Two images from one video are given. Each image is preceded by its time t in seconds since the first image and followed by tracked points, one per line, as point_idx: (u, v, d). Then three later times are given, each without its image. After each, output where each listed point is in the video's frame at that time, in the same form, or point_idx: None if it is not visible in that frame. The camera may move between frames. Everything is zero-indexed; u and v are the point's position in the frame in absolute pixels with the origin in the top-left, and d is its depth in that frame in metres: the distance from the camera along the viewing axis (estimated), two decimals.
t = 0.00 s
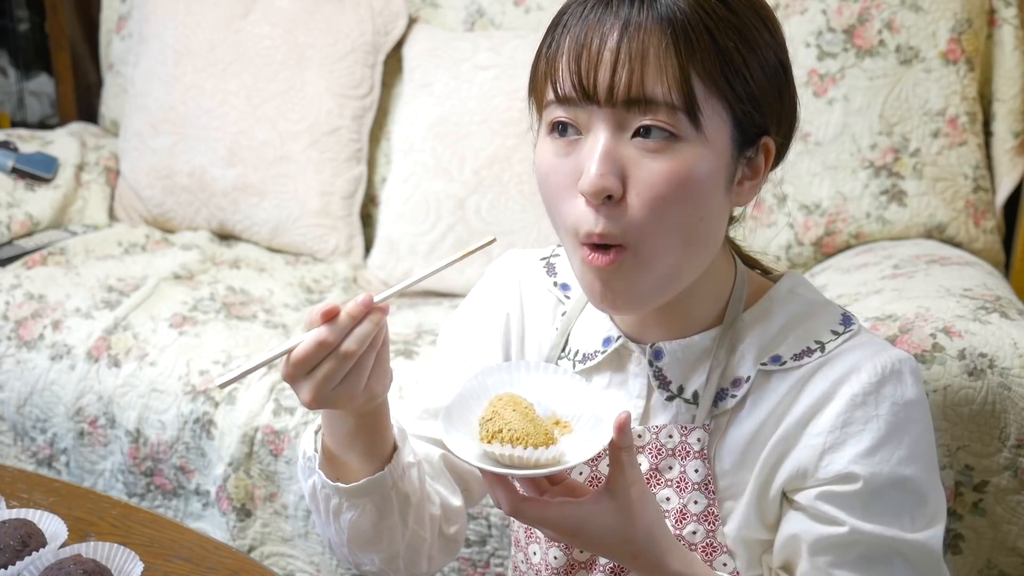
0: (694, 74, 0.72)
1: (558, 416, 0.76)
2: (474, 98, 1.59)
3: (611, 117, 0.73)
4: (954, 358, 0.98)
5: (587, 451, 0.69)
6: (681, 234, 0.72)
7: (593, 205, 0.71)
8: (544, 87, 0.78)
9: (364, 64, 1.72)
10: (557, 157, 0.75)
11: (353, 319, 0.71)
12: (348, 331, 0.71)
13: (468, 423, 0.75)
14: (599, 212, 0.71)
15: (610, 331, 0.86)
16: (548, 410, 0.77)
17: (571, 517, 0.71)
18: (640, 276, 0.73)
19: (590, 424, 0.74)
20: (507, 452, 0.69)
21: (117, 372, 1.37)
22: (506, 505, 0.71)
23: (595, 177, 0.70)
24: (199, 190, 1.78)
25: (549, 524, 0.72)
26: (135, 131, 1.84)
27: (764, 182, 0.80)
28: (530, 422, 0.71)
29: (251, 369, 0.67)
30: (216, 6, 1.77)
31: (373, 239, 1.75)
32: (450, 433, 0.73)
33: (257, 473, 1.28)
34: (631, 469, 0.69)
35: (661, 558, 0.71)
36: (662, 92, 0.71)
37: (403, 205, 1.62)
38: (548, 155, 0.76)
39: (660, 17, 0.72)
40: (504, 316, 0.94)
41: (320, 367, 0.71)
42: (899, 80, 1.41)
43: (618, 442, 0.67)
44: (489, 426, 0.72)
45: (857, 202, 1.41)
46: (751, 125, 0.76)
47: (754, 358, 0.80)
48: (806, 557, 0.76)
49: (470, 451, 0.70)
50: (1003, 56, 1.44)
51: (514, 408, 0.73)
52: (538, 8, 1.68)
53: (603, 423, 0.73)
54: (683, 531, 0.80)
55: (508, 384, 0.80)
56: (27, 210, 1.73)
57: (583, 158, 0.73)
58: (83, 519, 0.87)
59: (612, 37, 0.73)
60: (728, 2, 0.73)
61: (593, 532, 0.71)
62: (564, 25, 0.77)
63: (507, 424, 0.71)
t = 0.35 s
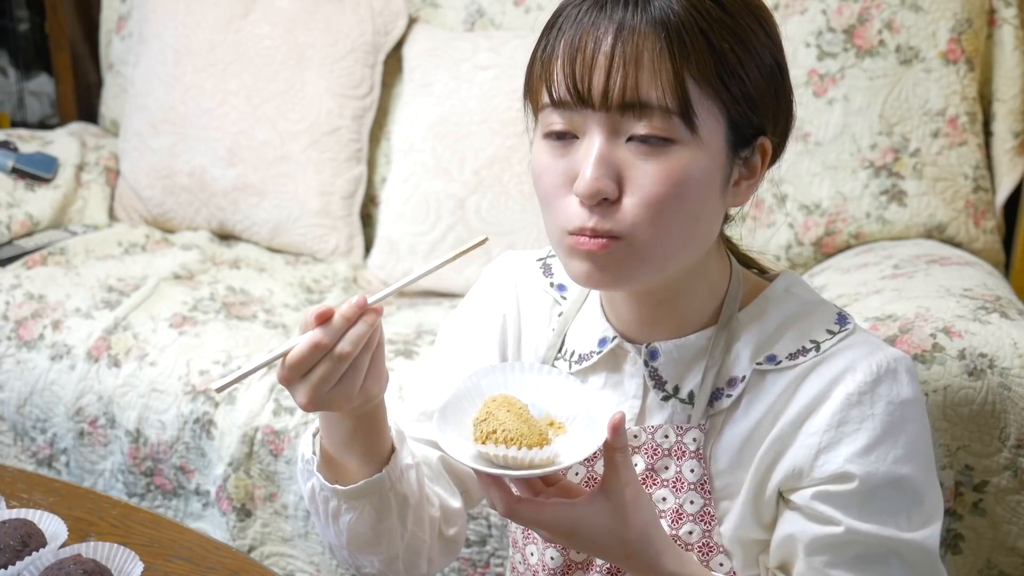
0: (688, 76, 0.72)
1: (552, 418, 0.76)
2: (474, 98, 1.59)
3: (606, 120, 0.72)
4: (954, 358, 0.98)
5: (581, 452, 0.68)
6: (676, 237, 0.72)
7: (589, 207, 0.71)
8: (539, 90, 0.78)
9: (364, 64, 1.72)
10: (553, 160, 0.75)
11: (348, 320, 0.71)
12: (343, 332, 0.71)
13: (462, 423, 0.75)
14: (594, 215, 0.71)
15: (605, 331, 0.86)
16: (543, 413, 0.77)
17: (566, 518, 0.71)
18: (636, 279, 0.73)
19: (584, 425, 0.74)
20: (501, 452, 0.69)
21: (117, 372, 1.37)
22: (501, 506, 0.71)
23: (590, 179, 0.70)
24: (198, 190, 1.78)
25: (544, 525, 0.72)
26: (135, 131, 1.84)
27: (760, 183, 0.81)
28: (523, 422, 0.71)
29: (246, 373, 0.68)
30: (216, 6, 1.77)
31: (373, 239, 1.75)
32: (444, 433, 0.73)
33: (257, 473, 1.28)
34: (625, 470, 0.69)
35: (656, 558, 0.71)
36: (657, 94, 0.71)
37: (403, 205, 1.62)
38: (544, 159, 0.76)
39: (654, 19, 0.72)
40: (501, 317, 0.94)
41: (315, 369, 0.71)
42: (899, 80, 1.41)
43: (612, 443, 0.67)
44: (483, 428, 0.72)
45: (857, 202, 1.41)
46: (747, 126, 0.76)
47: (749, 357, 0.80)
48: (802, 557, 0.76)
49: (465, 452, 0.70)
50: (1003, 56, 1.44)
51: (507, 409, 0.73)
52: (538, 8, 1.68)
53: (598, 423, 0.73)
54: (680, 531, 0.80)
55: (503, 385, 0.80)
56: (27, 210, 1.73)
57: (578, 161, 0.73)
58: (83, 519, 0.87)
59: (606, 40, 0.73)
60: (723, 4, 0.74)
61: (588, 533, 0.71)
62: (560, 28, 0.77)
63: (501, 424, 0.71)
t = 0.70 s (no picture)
0: (687, 71, 0.72)
1: (550, 419, 0.77)
2: (474, 98, 1.59)
3: (605, 113, 0.73)
4: (954, 358, 0.98)
5: (580, 454, 0.69)
6: (674, 232, 0.72)
7: (586, 199, 0.71)
8: (539, 85, 0.79)
9: (364, 64, 1.72)
10: (552, 153, 0.75)
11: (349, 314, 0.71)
12: (344, 327, 0.71)
13: (460, 425, 0.75)
14: (592, 206, 0.71)
15: (603, 333, 0.86)
16: (541, 414, 0.77)
17: (564, 521, 0.71)
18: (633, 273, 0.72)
19: (582, 428, 0.74)
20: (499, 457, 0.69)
21: (117, 372, 1.37)
22: (499, 508, 0.72)
23: (587, 170, 0.70)
24: (199, 190, 1.78)
25: (542, 528, 0.72)
26: (135, 131, 1.84)
27: (759, 182, 0.81)
28: (522, 426, 0.71)
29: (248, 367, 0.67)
30: (216, 6, 1.77)
31: (373, 239, 1.76)
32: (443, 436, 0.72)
33: (257, 473, 1.28)
34: (624, 473, 0.69)
35: (655, 561, 0.71)
36: (655, 88, 0.71)
37: (403, 205, 1.62)
38: (542, 152, 0.76)
39: (654, 14, 0.72)
40: (501, 318, 0.94)
41: (316, 364, 0.71)
42: (899, 80, 1.41)
43: (610, 446, 0.67)
44: (480, 430, 0.71)
45: (857, 202, 1.41)
46: (746, 124, 0.76)
47: (747, 359, 0.80)
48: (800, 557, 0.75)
49: (462, 456, 0.70)
50: (1003, 56, 1.44)
51: (507, 412, 0.72)
52: (538, 8, 1.68)
53: (597, 424, 0.73)
54: (679, 532, 0.80)
55: (500, 386, 0.80)
56: (27, 210, 1.73)
57: (576, 154, 0.73)
58: (83, 518, 0.87)
59: (606, 34, 0.73)
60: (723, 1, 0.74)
61: (586, 536, 0.71)
62: (560, 22, 0.77)
63: (499, 428, 0.70)
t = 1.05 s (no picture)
0: (688, 68, 0.72)
1: (549, 428, 0.77)
2: (474, 98, 1.59)
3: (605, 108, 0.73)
4: (953, 358, 0.98)
5: (580, 464, 0.69)
6: (672, 227, 0.71)
7: (584, 190, 0.71)
8: (540, 83, 0.79)
9: (364, 64, 1.72)
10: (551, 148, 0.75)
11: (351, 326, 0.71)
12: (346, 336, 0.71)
13: (457, 436, 0.75)
14: (589, 197, 0.71)
15: (600, 337, 0.85)
16: (540, 423, 0.78)
17: (564, 530, 0.71)
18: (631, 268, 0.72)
19: (581, 437, 0.74)
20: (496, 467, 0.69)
21: (117, 372, 1.37)
22: (499, 517, 0.71)
23: (586, 162, 0.70)
24: (199, 190, 1.78)
25: (540, 537, 0.72)
26: (135, 131, 1.84)
27: (759, 185, 0.81)
28: (520, 437, 0.71)
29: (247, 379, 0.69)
30: (216, 6, 1.77)
31: (373, 239, 1.75)
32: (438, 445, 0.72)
33: (257, 473, 1.28)
34: (623, 480, 0.69)
35: (654, 566, 0.72)
36: (656, 84, 0.72)
37: (403, 205, 1.62)
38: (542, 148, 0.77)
39: (656, 12, 0.73)
40: (499, 321, 0.94)
41: (318, 373, 0.71)
42: (899, 80, 1.41)
43: (609, 454, 0.66)
44: (477, 442, 0.71)
45: (857, 202, 1.41)
46: (747, 125, 0.76)
47: (746, 363, 0.80)
48: (799, 560, 0.76)
49: (460, 467, 0.70)
50: (1003, 56, 1.44)
51: (504, 422, 0.72)
52: (538, 7, 1.67)
53: (596, 432, 0.73)
54: (679, 536, 0.80)
55: (498, 394, 0.80)
56: (27, 210, 1.73)
57: (576, 148, 0.73)
58: (83, 519, 0.87)
59: (608, 31, 0.73)
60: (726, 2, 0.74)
61: (586, 544, 0.71)
62: (563, 20, 0.78)
63: (497, 439, 0.70)
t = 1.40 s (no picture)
0: (691, 71, 0.72)
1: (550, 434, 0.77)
2: (474, 98, 1.59)
3: (608, 112, 0.73)
4: (954, 358, 0.98)
5: (584, 471, 0.69)
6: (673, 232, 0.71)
7: (587, 197, 0.71)
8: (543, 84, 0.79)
9: (364, 64, 1.72)
10: (554, 151, 0.75)
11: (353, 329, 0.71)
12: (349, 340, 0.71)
13: (462, 441, 0.75)
14: (592, 203, 0.71)
15: (605, 339, 0.85)
16: (540, 428, 0.78)
17: (567, 538, 0.71)
18: (632, 274, 0.72)
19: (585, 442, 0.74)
20: (500, 477, 0.68)
21: (117, 372, 1.37)
22: (503, 527, 0.72)
23: (588, 167, 0.70)
24: (199, 190, 1.78)
25: (544, 543, 0.72)
26: (135, 131, 1.84)
27: (761, 187, 0.81)
28: (525, 445, 0.71)
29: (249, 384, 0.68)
30: (216, 6, 1.77)
31: (373, 239, 1.75)
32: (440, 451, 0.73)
33: (257, 473, 1.28)
34: (627, 485, 0.69)
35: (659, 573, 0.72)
36: (659, 88, 0.71)
37: (403, 205, 1.62)
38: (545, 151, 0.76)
39: (660, 15, 0.72)
40: (501, 322, 0.94)
41: (320, 377, 0.71)
42: (899, 80, 1.41)
43: (613, 459, 0.66)
44: (480, 450, 0.71)
45: (857, 202, 1.41)
46: (750, 128, 0.76)
47: (749, 366, 0.80)
48: (801, 564, 0.76)
49: (465, 476, 0.69)
50: (1003, 56, 1.44)
51: (508, 432, 0.73)
52: (538, 7, 1.67)
53: (598, 437, 0.73)
54: (681, 538, 0.80)
55: (501, 398, 0.80)
56: (27, 210, 1.73)
57: (578, 151, 0.73)
58: (83, 519, 0.87)
59: (611, 34, 0.73)
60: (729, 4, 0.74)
61: (591, 550, 0.71)
62: (565, 22, 0.77)
63: (502, 448, 0.70)
